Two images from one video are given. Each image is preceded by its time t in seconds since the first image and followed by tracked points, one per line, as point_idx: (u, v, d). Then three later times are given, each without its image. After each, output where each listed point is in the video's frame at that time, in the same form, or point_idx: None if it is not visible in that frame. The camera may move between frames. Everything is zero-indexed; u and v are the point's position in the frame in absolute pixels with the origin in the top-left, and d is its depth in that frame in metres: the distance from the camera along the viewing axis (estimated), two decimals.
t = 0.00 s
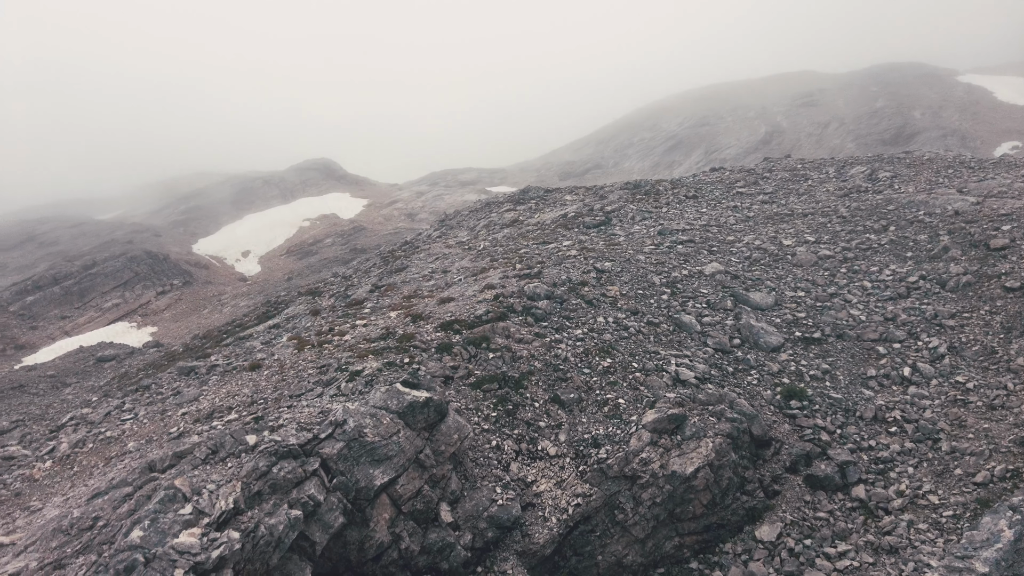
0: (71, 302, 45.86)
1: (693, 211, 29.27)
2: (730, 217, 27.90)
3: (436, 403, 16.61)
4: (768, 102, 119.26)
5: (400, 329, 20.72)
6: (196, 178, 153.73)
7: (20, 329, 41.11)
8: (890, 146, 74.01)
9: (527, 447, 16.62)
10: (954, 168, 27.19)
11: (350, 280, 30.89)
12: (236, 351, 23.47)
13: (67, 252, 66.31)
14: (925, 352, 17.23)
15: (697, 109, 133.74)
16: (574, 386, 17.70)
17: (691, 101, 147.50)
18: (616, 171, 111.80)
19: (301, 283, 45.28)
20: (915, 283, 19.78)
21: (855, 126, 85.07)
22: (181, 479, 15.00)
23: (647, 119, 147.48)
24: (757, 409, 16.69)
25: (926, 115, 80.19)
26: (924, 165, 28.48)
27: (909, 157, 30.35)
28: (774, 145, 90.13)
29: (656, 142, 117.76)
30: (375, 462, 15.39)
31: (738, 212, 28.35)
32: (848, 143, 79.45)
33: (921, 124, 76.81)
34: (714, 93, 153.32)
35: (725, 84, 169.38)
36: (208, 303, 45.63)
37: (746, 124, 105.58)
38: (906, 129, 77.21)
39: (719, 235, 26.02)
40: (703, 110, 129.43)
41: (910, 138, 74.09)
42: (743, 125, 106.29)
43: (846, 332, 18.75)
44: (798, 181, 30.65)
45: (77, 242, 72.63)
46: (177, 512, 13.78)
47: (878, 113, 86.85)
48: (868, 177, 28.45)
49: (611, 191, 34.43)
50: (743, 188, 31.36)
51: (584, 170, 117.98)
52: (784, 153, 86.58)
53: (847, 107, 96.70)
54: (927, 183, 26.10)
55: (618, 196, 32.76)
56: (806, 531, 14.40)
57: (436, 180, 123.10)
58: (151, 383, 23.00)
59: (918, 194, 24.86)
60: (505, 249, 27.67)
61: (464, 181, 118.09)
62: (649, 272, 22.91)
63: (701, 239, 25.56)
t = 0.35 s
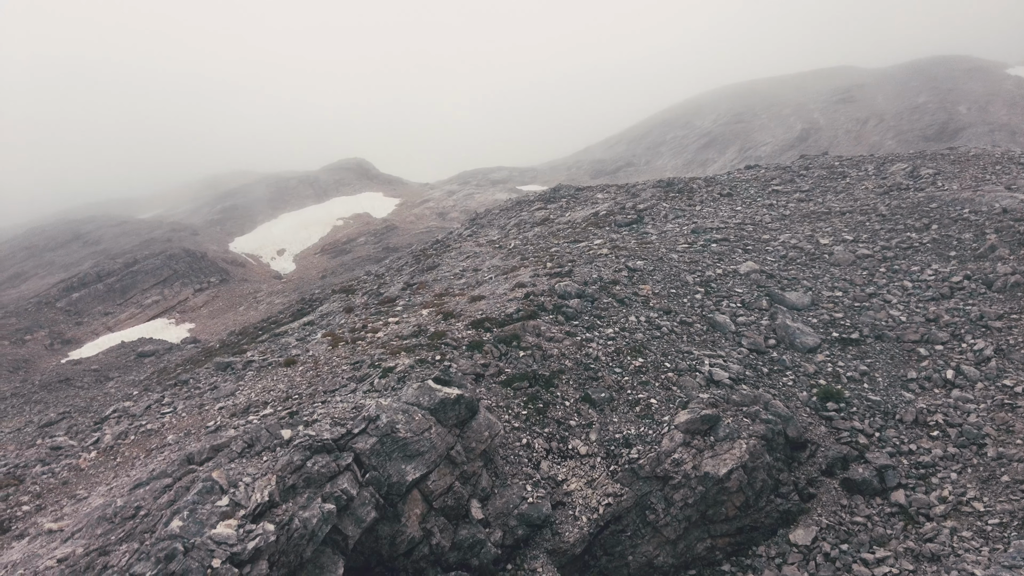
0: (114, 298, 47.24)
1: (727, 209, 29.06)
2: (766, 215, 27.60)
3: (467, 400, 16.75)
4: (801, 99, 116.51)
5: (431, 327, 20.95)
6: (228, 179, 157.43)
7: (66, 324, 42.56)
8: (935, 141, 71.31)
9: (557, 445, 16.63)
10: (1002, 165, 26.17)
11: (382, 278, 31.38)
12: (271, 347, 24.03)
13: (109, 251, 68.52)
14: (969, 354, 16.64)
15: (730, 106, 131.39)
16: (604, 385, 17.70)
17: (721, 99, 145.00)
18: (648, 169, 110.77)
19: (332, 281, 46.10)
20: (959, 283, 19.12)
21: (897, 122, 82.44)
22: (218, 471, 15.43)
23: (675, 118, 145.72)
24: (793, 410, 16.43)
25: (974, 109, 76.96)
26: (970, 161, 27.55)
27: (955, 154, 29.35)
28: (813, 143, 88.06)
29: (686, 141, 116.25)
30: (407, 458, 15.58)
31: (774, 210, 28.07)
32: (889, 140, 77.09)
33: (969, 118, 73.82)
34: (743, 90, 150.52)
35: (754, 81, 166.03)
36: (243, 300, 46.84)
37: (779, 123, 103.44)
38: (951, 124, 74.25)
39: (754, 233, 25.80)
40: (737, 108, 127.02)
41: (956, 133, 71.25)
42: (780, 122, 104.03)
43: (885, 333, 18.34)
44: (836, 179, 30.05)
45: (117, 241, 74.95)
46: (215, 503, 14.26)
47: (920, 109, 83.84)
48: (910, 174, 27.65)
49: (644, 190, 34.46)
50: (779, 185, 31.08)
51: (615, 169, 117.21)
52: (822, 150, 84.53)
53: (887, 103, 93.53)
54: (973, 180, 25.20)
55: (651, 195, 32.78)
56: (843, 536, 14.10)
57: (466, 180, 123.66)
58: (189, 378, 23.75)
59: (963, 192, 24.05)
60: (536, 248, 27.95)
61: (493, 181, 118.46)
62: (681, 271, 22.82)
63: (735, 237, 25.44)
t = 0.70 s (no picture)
0: (139, 295, 47.92)
1: (748, 207, 28.94)
2: (787, 212, 27.53)
3: (484, 395, 16.87)
4: (824, 95, 114.62)
5: (448, 323, 21.19)
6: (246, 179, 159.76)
7: (93, 319, 43.28)
8: (963, 138, 70.43)
9: (574, 441, 16.65)
10: None
11: (401, 275, 31.72)
12: (292, 341, 24.45)
13: (133, 248, 69.64)
14: (997, 353, 16.27)
15: (752, 103, 130.29)
16: (622, 381, 17.76)
17: (741, 96, 143.24)
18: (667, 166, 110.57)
19: (351, 278, 46.52)
20: (987, 281, 18.65)
21: (924, 117, 81.16)
22: (236, 463, 15.64)
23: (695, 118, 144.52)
24: (813, 409, 16.34)
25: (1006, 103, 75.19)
26: (999, 158, 26.96)
27: (984, 150, 28.70)
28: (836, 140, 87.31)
29: (707, 139, 115.28)
30: (424, 451, 15.69)
31: (796, 208, 27.88)
32: (915, 136, 76.04)
33: (1000, 113, 72.35)
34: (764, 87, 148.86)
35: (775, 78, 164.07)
36: (264, 296, 47.64)
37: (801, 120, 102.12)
38: (982, 122, 72.50)
39: (775, 231, 25.83)
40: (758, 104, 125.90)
41: (988, 130, 69.41)
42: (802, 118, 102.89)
43: (908, 331, 18.13)
44: (860, 176, 29.69)
45: (141, 239, 76.18)
46: (234, 493, 14.50)
47: (949, 106, 82.12)
48: (937, 171, 27.13)
49: (664, 187, 34.60)
50: (801, 182, 30.96)
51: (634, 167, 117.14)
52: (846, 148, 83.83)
53: (915, 99, 91.50)
54: (1004, 176, 24.61)
55: (671, 192, 32.95)
56: (863, 536, 13.96)
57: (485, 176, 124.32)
58: (210, 372, 24.25)
59: (992, 188, 23.51)
60: (554, 245, 28.24)
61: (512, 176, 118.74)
62: (702, 268, 22.99)
63: (757, 235, 25.57)
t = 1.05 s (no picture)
0: (147, 284, 48.08)
1: (755, 197, 29.19)
2: (794, 201, 27.77)
3: (484, 376, 17.07)
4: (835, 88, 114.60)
5: (450, 308, 21.46)
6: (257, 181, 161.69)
7: (102, 307, 43.72)
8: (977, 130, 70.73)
9: (573, 424, 16.82)
10: None
11: (408, 263, 32.05)
12: (298, 326, 24.82)
13: (143, 238, 70.23)
14: (1002, 340, 16.24)
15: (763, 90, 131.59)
16: (623, 365, 18.00)
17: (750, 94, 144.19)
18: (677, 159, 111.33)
19: (360, 267, 46.84)
20: (994, 269, 18.51)
21: (937, 112, 81.42)
22: (235, 439, 15.95)
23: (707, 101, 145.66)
24: (815, 394, 16.47)
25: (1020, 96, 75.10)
26: (1011, 147, 26.87)
27: (997, 140, 28.60)
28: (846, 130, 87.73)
29: (717, 130, 116.14)
30: (423, 430, 15.85)
31: (803, 197, 28.03)
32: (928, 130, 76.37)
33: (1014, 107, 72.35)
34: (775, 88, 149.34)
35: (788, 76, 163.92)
36: (273, 286, 48.08)
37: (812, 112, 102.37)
38: (996, 114, 72.57)
39: (781, 219, 26.11)
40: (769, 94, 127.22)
41: (1002, 122, 69.46)
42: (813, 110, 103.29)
43: (912, 318, 18.12)
44: (869, 165, 29.78)
45: (151, 230, 76.78)
46: (232, 469, 14.82)
47: (962, 97, 81.99)
48: (947, 160, 27.09)
49: (671, 177, 35.11)
50: (808, 172, 31.25)
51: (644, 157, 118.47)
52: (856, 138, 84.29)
53: (930, 91, 90.70)
54: (1015, 164, 24.48)
55: (678, 181, 33.41)
56: (863, 520, 13.99)
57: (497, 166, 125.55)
58: (214, 356, 24.62)
59: (1003, 176, 23.44)
60: (559, 234, 28.61)
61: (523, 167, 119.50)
62: (706, 255, 23.30)
63: (762, 222, 25.90)
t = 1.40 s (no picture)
0: (149, 237, 48.41)
1: (758, 149, 29.01)
2: (798, 153, 27.65)
3: (481, 317, 17.29)
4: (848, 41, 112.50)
5: (448, 255, 21.61)
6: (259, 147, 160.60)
7: (104, 260, 43.88)
8: (989, 83, 69.73)
9: (568, 367, 17.30)
10: None
11: (408, 215, 32.07)
12: (297, 273, 25.10)
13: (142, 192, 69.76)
14: (998, 290, 16.35)
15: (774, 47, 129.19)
16: (620, 311, 18.36)
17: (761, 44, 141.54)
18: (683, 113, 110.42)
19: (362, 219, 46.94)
20: (994, 220, 18.51)
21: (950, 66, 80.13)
22: (235, 374, 16.34)
23: (717, 56, 143.03)
24: (808, 339, 16.76)
25: None
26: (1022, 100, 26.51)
27: (1008, 93, 28.22)
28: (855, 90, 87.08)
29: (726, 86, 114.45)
30: (420, 368, 16.16)
31: (807, 150, 27.90)
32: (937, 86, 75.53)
33: None
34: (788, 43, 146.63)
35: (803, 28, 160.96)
36: (275, 238, 48.20)
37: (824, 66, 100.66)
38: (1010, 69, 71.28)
39: (783, 171, 26.10)
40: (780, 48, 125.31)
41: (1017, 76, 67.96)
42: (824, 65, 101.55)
43: (910, 269, 18.21)
44: (875, 119, 29.54)
45: (150, 184, 76.15)
46: (232, 402, 15.27)
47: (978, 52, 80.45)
48: (955, 113, 26.81)
49: (675, 129, 34.98)
50: (813, 125, 31.06)
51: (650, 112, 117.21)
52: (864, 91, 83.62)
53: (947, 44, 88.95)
54: None
55: (681, 133, 33.36)
56: (850, 461, 14.46)
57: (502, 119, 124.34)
58: (215, 303, 24.95)
59: (1011, 129, 23.22)
60: (559, 185, 28.67)
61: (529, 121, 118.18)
62: (706, 205, 23.41)
63: (764, 174, 25.90)
